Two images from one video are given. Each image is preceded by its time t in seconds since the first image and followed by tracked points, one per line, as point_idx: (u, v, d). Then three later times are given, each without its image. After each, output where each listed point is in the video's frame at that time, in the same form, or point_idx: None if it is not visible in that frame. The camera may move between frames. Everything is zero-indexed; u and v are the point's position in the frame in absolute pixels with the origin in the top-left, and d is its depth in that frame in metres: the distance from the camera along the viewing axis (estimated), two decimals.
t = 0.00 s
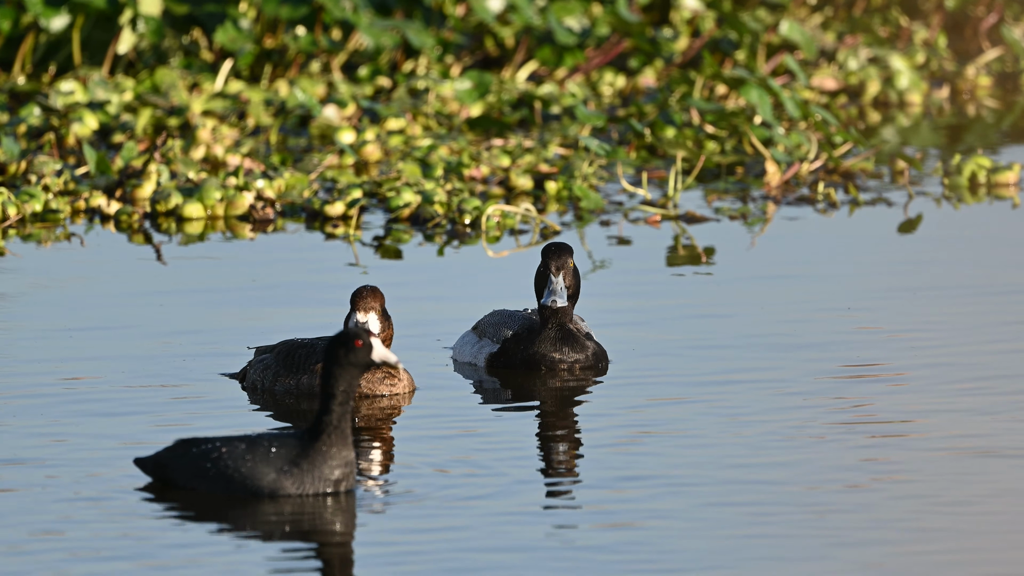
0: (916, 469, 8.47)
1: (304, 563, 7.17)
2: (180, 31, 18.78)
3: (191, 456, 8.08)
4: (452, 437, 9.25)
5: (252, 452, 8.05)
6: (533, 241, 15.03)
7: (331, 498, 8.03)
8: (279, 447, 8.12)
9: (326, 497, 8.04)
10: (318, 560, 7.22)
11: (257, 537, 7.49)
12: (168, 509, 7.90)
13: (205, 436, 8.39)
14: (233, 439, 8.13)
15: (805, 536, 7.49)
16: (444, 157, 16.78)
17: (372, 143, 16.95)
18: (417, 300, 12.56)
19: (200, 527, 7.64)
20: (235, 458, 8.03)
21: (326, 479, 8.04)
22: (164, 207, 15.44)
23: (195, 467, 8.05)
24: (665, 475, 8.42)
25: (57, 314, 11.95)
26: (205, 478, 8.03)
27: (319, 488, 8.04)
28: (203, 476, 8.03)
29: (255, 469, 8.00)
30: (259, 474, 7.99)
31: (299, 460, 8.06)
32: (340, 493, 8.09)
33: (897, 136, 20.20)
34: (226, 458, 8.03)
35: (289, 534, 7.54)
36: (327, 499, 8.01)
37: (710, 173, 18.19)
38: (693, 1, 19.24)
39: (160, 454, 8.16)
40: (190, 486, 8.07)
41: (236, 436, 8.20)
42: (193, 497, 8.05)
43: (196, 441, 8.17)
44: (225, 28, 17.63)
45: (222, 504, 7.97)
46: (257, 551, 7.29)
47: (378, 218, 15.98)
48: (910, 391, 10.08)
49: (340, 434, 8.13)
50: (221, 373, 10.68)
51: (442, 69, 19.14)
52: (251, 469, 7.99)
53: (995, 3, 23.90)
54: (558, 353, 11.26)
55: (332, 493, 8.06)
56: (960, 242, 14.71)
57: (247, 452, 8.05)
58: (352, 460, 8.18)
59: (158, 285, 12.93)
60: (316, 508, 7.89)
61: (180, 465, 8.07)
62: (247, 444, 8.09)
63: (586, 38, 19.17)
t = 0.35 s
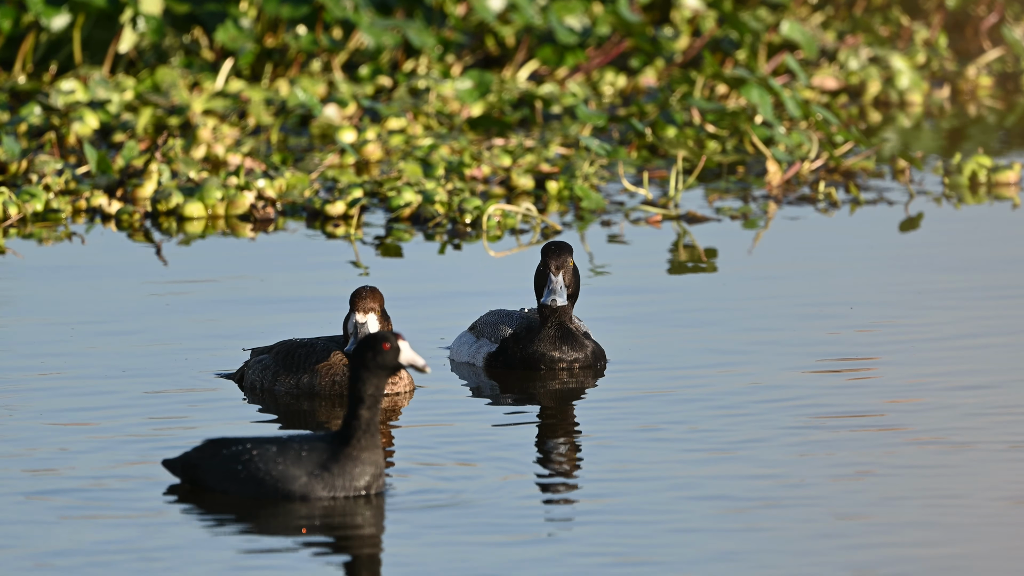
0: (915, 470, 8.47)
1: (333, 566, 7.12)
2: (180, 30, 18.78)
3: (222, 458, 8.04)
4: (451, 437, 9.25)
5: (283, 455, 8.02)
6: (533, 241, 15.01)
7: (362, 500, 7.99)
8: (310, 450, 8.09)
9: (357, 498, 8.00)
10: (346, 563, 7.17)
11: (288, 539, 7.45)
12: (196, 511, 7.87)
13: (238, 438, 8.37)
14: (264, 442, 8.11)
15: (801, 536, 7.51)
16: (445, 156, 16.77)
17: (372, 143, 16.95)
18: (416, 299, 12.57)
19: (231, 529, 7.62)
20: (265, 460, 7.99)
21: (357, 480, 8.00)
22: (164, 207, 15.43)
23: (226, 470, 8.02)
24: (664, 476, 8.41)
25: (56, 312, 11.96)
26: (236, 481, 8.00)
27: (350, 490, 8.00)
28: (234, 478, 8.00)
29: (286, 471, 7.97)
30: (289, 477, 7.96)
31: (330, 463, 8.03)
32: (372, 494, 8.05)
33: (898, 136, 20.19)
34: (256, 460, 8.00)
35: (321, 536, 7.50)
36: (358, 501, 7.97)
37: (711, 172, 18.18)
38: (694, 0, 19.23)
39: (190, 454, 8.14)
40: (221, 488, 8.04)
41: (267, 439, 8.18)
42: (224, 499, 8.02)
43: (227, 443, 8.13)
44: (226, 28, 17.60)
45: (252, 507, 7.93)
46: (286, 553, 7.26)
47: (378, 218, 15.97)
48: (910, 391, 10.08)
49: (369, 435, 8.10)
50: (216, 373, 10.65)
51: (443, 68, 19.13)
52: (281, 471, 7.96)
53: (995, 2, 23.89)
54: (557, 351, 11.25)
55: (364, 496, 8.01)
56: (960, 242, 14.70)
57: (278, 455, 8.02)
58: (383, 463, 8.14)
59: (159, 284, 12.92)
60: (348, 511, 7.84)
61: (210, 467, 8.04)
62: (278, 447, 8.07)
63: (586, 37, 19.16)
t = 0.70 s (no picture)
0: (914, 471, 8.48)
1: (362, 570, 7.04)
2: (180, 30, 18.79)
3: (246, 460, 7.97)
4: (450, 437, 9.26)
5: (309, 456, 7.94)
6: (533, 241, 15.02)
7: (389, 502, 7.91)
8: (336, 450, 8.00)
9: (385, 500, 7.93)
10: (376, 567, 7.10)
11: (316, 542, 7.37)
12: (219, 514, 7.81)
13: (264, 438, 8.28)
14: (289, 442, 8.02)
15: (798, 539, 7.50)
16: (444, 156, 16.77)
17: (371, 143, 16.97)
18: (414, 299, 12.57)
19: (257, 532, 7.54)
20: (291, 461, 7.91)
21: (384, 481, 7.92)
22: (164, 207, 15.44)
23: (252, 471, 7.94)
24: (663, 475, 8.42)
25: (54, 312, 11.96)
26: (262, 482, 7.92)
27: (377, 491, 7.92)
28: (260, 480, 7.92)
29: (312, 472, 7.88)
30: (316, 478, 7.88)
31: (356, 464, 7.94)
32: (398, 495, 7.98)
33: (897, 136, 20.20)
34: (282, 461, 7.92)
35: (348, 539, 7.42)
36: (384, 503, 7.89)
37: (710, 172, 18.18)
38: (693, 0, 19.23)
39: (216, 455, 8.06)
40: (246, 490, 7.96)
41: (292, 439, 8.09)
42: (250, 501, 7.94)
43: (252, 444, 8.06)
44: (225, 28, 17.60)
45: (278, 508, 7.85)
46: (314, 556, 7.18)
47: (378, 218, 15.98)
48: (909, 391, 10.09)
49: (396, 435, 8.01)
50: (211, 372, 10.61)
51: (442, 69, 19.14)
52: (308, 473, 7.87)
53: (994, 3, 23.90)
54: (557, 351, 11.22)
55: (390, 497, 7.93)
56: (958, 242, 14.70)
57: (304, 456, 7.94)
58: (410, 463, 8.06)
59: (157, 284, 12.92)
60: (375, 512, 7.76)
61: (237, 468, 7.96)
62: (303, 448, 7.99)
63: (586, 38, 19.16)
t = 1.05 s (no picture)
0: (914, 469, 8.47)
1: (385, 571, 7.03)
2: (180, 30, 18.81)
3: (269, 461, 7.95)
4: (448, 437, 9.25)
5: (332, 457, 7.92)
6: (533, 241, 15.01)
7: (412, 503, 7.90)
8: (359, 451, 7.98)
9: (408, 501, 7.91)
10: (399, 568, 7.09)
11: (344, 543, 7.36)
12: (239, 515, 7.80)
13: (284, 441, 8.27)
14: (312, 444, 8.01)
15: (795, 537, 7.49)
16: (444, 156, 16.77)
17: (371, 143, 16.97)
18: (413, 299, 12.57)
19: (284, 533, 7.53)
20: (314, 462, 7.89)
21: (407, 482, 7.91)
22: (164, 207, 15.45)
23: (274, 473, 7.92)
24: (662, 475, 8.41)
25: (53, 313, 11.96)
26: (285, 484, 7.90)
27: (400, 492, 7.91)
28: (282, 481, 7.90)
29: (336, 473, 7.87)
30: (340, 478, 7.86)
31: (380, 464, 7.93)
32: (422, 496, 7.96)
33: (897, 136, 20.20)
34: (305, 463, 7.90)
35: (372, 540, 7.40)
36: (408, 504, 7.88)
37: (710, 173, 18.18)
38: (693, 1, 19.24)
39: (237, 458, 8.04)
40: (268, 492, 7.94)
41: (314, 442, 8.08)
42: (273, 503, 7.92)
43: (272, 447, 8.05)
44: (225, 28, 17.61)
45: (302, 509, 7.84)
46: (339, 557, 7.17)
47: (378, 218, 15.98)
48: (910, 389, 10.08)
49: (417, 436, 8.01)
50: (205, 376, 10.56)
51: (443, 69, 19.15)
52: (331, 474, 7.86)
53: (995, 3, 23.90)
54: (553, 352, 11.22)
55: (414, 497, 7.92)
56: (959, 242, 14.69)
57: (327, 457, 7.92)
58: (433, 464, 8.06)
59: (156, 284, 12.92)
60: (400, 512, 7.76)
61: (259, 471, 7.94)
62: (326, 449, 7.97)
63: (586, 38, 19.17)
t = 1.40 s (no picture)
0: (913, 470, 8.48)
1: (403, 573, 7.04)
2: (180, 30, 18.83)
3: (286, 464, 7.95)
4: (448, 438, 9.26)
5: (350, 458, 7.92)
6: (532, 241, 15.02)
7: (430, 504, 7.90)
8: (377, 452, 7.99)
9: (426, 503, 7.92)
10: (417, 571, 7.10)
11: (367, 545, 7.37)
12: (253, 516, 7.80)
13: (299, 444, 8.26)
14: (329, 446, 8.01)
15: (791, 539, 7.51)
16: (444, 156, 16.78)
17: (371, 143, 16.98)
18: (411, 299, 12.59)
19: (305, 535, 7.53)
20: (332, 464, 7.90)
21: (425, 483, 7.91)
22: (163, 207, 15.46)
23: (292, 474, 7.91)
24: (661, 476, 8.42)
25: (52, 313, 11.97)
26: (303, 486, 7.89)
27: (418, 493, 7.91)
28: (300, 483, 7.89)
29: (355, 474, 7.87)
30: (358, 479, 7.86)
31: (398, 466, 7.94)
32: (440, 498, 7.96)
33: (897, 135, 20.20)
34: (323, 464, 7.90)
35: (391, 542, 7.41)
36: (426, 505, 7.88)
37: (710, 172, 18.19)
38: (693, 0, 19.24)
39: (252, 461, 8.03)
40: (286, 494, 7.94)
41: (331, 444, 8.08)
42: (291, 505, 7.90)
43: (288, 450, 8.05)
44: (225, 28, 17.62)
45: (321, 511, 7.84)
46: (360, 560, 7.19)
47: (377, 218, 15.99)
48: (910, 390, 10.10)
49: (433, 437, 8.03)
50: (201, 376, 10.55)
51: (442, 69, 19.15)
52: (349, 475, 7.86)
53: (995, 3, 23.90)
54: (551, 352, 11.25)
55: (433, 499, 7.93)
56: (958, 242, 14.70)
57: (345, 459, 7.92)
58: (450, 465, 8.07)
59: (155, 284, 12.93)
60: (419, 514, 7.77)
61: (275, 473, 7.93)
62: (344, 451, 7.97)
63: (585, 37, 19.17)
